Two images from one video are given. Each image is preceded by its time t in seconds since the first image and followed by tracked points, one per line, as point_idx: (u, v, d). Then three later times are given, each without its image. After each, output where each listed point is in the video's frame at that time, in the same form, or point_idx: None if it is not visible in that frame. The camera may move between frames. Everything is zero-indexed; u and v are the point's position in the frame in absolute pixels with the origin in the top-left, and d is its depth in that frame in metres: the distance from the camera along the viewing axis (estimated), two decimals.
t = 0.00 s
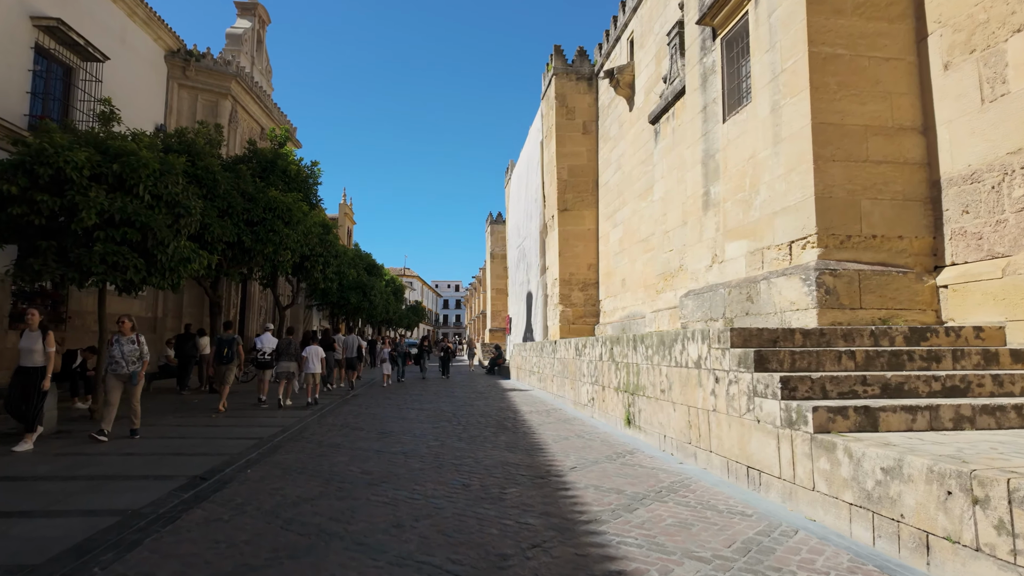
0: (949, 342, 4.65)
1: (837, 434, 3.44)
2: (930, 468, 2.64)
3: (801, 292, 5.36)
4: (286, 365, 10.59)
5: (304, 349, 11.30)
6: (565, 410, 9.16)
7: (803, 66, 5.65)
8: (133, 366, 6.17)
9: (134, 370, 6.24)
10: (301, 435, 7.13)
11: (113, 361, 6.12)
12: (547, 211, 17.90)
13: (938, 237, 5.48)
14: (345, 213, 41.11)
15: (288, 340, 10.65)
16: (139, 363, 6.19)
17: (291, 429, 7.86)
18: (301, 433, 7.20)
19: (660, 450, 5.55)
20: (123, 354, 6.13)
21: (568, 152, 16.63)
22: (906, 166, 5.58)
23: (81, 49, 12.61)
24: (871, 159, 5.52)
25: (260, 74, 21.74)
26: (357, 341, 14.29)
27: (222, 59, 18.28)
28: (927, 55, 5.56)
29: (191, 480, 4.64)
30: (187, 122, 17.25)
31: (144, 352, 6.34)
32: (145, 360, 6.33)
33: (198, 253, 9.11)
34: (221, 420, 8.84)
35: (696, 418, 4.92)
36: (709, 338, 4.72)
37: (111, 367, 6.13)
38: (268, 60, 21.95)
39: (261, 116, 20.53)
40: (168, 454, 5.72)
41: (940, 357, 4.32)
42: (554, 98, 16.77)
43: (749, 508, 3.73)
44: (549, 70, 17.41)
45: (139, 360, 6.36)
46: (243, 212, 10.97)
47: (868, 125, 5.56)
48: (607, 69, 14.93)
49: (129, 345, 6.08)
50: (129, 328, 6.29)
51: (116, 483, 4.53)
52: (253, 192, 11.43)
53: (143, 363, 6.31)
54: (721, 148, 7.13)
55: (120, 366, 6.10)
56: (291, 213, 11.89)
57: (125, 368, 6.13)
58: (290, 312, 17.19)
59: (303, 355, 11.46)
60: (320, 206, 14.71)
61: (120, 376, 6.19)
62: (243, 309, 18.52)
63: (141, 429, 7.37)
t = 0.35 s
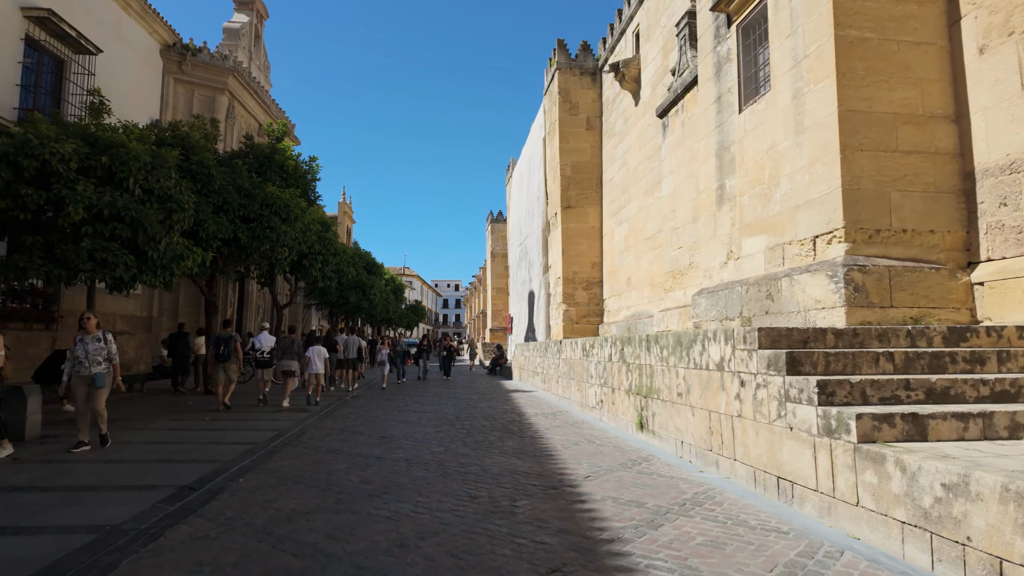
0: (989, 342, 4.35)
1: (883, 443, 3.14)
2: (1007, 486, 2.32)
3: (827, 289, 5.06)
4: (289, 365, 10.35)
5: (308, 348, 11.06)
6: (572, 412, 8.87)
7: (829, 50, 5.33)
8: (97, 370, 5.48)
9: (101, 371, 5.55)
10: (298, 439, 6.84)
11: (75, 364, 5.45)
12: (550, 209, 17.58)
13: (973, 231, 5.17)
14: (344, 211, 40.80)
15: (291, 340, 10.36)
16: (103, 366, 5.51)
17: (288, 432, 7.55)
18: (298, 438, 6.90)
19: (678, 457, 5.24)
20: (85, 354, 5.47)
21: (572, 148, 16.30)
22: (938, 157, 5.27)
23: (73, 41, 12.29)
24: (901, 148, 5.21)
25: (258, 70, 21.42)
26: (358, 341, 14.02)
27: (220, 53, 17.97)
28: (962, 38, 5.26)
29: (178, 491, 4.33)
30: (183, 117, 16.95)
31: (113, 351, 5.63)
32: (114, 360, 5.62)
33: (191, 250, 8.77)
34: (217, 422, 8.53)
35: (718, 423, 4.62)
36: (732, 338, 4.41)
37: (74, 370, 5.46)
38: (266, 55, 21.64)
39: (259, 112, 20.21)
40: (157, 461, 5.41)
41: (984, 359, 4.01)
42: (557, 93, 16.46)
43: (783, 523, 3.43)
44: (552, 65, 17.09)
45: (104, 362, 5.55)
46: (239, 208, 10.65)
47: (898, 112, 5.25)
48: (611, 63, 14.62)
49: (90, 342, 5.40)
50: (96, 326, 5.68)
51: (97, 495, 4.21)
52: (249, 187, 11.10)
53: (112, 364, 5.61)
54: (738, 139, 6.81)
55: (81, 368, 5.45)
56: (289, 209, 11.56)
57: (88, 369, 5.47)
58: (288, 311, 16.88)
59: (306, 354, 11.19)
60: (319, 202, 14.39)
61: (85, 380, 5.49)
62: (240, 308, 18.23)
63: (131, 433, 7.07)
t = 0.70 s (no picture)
0: None
1: (941, 456, 2.81)
2: None
3: (857, 285, 4.72)
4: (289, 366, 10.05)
5: (308, 351, 10.74)
6: (578, 415, 8.54)
7: (857, 30, 4.99)
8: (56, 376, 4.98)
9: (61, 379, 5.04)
10: (292, 445, 6.49)
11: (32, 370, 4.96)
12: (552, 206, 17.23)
13: (1012, 224, 4.83)
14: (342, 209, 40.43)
15: (291, 341, 10.02)
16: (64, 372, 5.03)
17: (282, 437, 7.22)
18: (292, 443, 6.56)
19: (697, 466, 4.90)
20: (44, 359, 4.98)
21: (575, 144, 15.96)
22: (973, 145, 4.93)
23: (63, 32, 11.92)
24: (935, 135, 4.88)
25: (254, 64, 21.05)
26: (358, 341, 13.69)
27: (215, 47, 17.60)
28: (999, 18, 4.92)
29: (158, 505, 3.97)
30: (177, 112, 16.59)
31: (77, 354, 5.14)
32: (79, 364, 5.14)
33: (182, 246, 8.42)
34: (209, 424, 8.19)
35: (743, 431, 4.28)
36: (759, 338, 4.08)
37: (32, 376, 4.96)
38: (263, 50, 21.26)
39: (255, 107, 19.84)
40: (140, 470, 5.05)
41: None
42: (560, 87, 16.11)
43: (825, 544, 3.10)
44: (555, 59, 16.74)
45: (65, 368, 5.06)
46: (232, 204, 10.29)
47: (931, 97, 4.92)
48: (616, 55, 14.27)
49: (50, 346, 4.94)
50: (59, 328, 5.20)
51: (68, 509, 3.86)
52: (243, 182, 10.75)
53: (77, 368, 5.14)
54: (756, 129, 6.46)
55: (39, 374, 4.95)
56: (284, 205, 11.20)
57: (46, 376, 4.97)
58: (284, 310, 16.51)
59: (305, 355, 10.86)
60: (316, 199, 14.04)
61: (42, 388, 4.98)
62: (236, 307, 17.89)
63: (117, 438, 6.72)
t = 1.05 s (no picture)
0: None
1: (1012, 470, 2.49)
2: None
3: (891, 281, 4.41)
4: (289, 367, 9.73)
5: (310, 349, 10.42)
6: (586, 418, 8.23)
7: (888, 9, 4.67)
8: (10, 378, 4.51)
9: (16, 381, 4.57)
10: (287, 451, 6.17)
11: None
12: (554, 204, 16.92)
13: None
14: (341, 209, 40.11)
15: (292, 340, 9.70)
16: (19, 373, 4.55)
17: (277, 441, 6.89)
18: (288, 449, 6.24)
19: (718, 473, 4.59)
20: None
21: (578, 140, 15.65)
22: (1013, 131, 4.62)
23: (54, 23, 11.59)
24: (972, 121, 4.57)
25: (252, 60, 20.74)
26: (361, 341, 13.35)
27: (211, 42, 17.29)
28: None
29: (138, 519, 3.65)
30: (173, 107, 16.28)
31: (28, 354, 4.61)
32: (28, 365, 4.59)
33: (173, 242, 8.09)
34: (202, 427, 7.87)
35: (770, 437, 3.97)
36: (790, 338, 3.77)
37: None
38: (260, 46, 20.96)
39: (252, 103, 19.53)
40: (123, 478, 4.73)
41: None
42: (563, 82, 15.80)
43: (874, 567, 2.79)
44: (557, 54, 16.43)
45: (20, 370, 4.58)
46: (225, 199, 9.96)
47: (967, 80, 4.61)
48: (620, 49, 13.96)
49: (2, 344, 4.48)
50: (15, 326, 4.73)
51: (40, 524, 3.53)
52: (238, 177, 10.42)
53: (24, 369, 4.57)
54: (774, 118, 6.15)
55: None
56: (280, 201, 10.88)
57: None
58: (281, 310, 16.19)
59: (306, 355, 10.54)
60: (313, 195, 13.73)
61: None
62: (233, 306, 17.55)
63: (103, 442, 6.41)
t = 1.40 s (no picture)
0: None
1: None
2: None
3: (929, 276, 4.07)
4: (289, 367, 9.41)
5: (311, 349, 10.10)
6: (593, 420, 7.91)
7: None
8: None
9: None
10: (280, 456, 5.84)
11: None
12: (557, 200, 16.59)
13: None
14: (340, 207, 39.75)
15: (293, 339, 9.38)
16: None
17: (270, 445, 6.57)
18: (280, 454, 5.90)
19: (742, 483, 4.27)
20: None
21: (581, 135, 15.32)
22: None
23: (42, 13, 11.23)
24: (1014, 103, 4.24)
25: (248, 54, 20.38)
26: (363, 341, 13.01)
27: (206, 35, 16.93)
28: None
29: (109, 537, 3.31)
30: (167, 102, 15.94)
31: None
32: None
33: (161, 237, 7.74)
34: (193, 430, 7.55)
35: (803, 446, 3.64)
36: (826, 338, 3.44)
37: None
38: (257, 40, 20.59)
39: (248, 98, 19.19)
40: (100, 489, 4.39)
41: None
42: (566, 76, 15.46)
43: None
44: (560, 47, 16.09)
45: None
46: (218, 193, 9.61)
47: (1009, 60, 4.29)
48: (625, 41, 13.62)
49: None
50: None
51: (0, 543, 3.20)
52: (231, 170, 10.06)
53: None
54: (794, 105, 5.83)
55: None
56: (276, 195, 10.53)
57: None
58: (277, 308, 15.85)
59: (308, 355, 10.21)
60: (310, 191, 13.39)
61: None
62: (229, 305, 17.20)
63: (86, 447, 6.08)
